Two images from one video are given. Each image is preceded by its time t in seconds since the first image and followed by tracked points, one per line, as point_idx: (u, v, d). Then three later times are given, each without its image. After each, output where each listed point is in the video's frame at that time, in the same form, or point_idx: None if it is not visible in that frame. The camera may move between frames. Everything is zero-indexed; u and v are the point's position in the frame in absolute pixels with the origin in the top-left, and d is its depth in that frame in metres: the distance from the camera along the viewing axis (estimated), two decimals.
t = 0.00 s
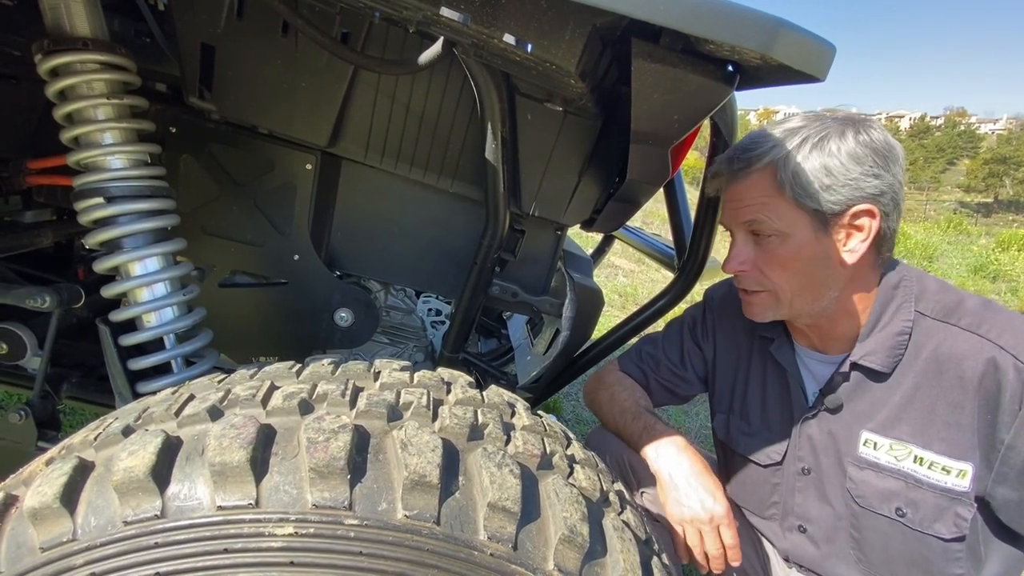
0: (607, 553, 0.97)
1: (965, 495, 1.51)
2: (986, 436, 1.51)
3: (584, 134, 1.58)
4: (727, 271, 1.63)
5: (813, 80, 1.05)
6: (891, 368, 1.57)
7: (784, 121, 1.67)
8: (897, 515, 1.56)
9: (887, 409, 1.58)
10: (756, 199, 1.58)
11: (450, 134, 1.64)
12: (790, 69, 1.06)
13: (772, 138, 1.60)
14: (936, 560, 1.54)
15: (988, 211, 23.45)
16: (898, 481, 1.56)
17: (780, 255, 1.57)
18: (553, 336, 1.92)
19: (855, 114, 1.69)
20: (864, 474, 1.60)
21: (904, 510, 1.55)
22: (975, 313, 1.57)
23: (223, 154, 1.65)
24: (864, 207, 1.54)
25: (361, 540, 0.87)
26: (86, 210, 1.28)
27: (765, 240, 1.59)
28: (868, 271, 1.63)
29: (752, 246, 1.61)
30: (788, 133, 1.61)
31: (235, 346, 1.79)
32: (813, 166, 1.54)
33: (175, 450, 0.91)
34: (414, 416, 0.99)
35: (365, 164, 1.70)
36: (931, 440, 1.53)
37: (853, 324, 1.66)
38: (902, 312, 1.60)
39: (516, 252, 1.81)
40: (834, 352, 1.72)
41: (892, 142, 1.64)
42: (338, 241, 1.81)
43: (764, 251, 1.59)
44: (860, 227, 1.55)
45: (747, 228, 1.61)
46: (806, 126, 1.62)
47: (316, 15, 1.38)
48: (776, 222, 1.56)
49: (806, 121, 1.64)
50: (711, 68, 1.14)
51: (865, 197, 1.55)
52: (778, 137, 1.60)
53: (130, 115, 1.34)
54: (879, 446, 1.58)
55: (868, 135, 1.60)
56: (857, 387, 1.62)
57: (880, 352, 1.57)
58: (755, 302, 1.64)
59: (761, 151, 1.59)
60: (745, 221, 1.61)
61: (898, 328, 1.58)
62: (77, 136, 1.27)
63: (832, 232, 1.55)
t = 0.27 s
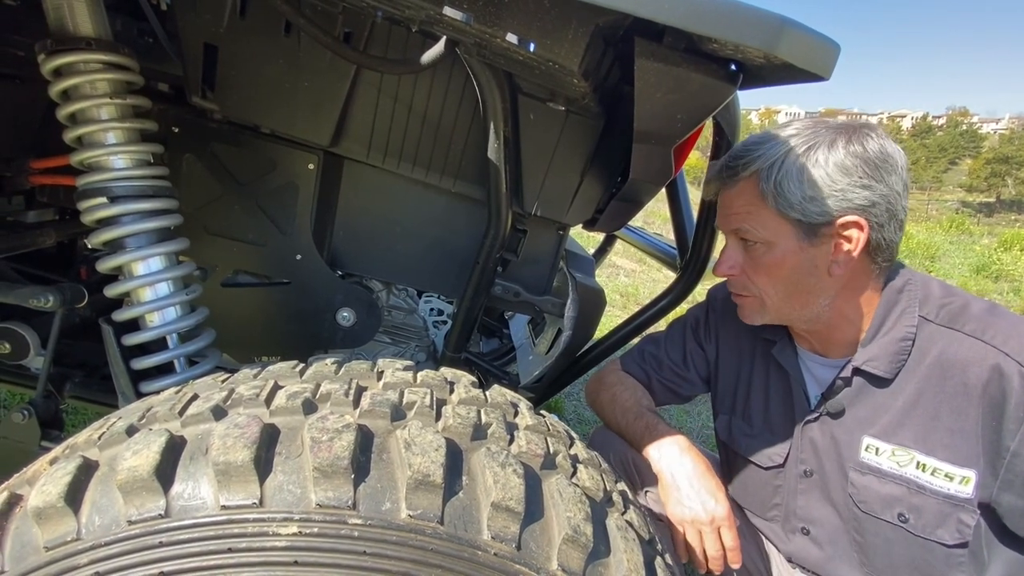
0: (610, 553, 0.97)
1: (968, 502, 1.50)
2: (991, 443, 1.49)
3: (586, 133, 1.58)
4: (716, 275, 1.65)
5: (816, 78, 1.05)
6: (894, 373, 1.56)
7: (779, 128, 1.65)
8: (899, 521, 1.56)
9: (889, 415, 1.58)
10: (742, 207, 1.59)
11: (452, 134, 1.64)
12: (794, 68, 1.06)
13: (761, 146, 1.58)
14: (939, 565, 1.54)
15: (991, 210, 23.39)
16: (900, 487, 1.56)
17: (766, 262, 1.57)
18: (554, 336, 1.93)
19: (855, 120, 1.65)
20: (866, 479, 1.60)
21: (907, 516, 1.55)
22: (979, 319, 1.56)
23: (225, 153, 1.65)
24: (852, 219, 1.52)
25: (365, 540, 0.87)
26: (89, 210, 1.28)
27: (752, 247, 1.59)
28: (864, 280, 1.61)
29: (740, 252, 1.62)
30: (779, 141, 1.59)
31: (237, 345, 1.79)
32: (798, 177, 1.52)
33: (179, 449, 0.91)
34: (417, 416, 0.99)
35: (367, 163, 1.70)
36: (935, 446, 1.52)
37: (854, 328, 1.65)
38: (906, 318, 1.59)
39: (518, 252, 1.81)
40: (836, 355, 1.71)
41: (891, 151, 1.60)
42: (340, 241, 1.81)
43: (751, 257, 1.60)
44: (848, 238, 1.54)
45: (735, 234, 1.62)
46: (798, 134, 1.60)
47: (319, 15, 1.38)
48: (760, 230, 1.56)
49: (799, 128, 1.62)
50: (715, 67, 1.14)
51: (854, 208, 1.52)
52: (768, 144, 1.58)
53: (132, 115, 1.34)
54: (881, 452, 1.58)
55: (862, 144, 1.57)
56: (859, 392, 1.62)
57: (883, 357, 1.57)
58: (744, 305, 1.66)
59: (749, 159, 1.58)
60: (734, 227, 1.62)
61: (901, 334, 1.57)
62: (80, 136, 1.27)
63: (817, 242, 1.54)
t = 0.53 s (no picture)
0: (612, 553, 0.97)
1: (971, 502, 1.51)
2: (996, 443, 1.48)
3: (587, 133, 1.58)
4: (717, 272, 1.66)
5: (818, 77, 1.05)
6: (898, 373, 1.56)
7: (784, 126, 1.64)
8: (902, 522, 1.56)
9: (893, 415, 1.58)
10: (744, 205, 1.59)
11: (453, 133, 1.64)
12: (796, 67, 1.06)
13: (765, 145, 1.59)
14: (942, 565, 1.54)
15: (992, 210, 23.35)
16: (903, 487, 1.56)
17: (767, 261, 1.58)
18: (556, 336, 1.93)
19: (862, 120, 1.63)
20: (869, 479, 1.59)
21: (909, 516, 1.55)
22: (983, 319, 1.55)
23: (226, 153, 1.65)
24: (854, 219, 1.51)
25: (366, 539, 0.87)
26: (90, 210, 1.28)
27: (753, 245, 1.60)
28: (867, 280, 1.60)
29: (741, 249, 1.63)
30: (783, 139, 1.59)
31: (239, 345, 1.79)
32: (800, 175, 1.52)
33: (180, 449, 0.91)
34: (418, 415, 0.99)
35: (368, 163, 1.70)
36: (937, 447, 1.52)
37: (857, 328, 1.65)
38: (910, 317, 1.59)
39: (519, 251, 1.81)
40: (840, 354, 1.71)
41: (896, 151, 1.59)
42: (341, 241, 1.81)
43: (752, 255, 1.60)
44: (849, 238, 1.53)
45: (737, 232, 1.62)
46: (803, 133, 1.59)
47: (320, 14, 1.38)
48: (761, 228, 1.56)
49: (805, 127, 1.61)
50: (716, 66, 1.13)
51: (855, 209, 1.52)
52: (773, 143, 1.59)
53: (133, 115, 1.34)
54: (884, 452, 1.58)
55: (867, 145, 1.56)
56: (862, 392, 1.62)
57: (887, 357, 1.56)
58: (745, 303, 1.67)
59: (753, 157, 1.59)
60: (735, 225, 1.62)
61: (905, 334, 1.57)
62: (81, 136, 1.27)
63: (818, 242, 1.54)
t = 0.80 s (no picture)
0: (612, 551, 0.97)
1: (970, 503, 1.51)
2: (995, 444, 1.48)
3: (588, 134, 1.58)
4: (718, 270, 1.67)
5: (817, 80, 1.06)
6: (899, 373, 1.57)
7: (791, 125, 1.65)
8: (902, 522, 1.57)
9: (893, 415, 1.58)
10: (747, 204, 1.61)
11: (454, 135, 1.65)
12: (794, 69, 1.07)
13: (770, 144, 1.60)
14: (941, 565, 1.54)
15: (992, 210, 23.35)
16: (903, 487, 1.56)
17: (768, 260, 1.59)
18: (556, 336, 1.94)
19: (868, 121, 1.63)
20: (869, 479, 1.60)
21: (909, 516, 1.56)
22: (984, 321, 1.55)
23: (228, 154, 1.66)
24: (856, 220, 1.52)
25: (369, 538, 0.87)
26: (94, 211, 1.29)
27: (755, 244, 1.61)
28: (868, 281, 1.60)
29: (743, 248, 1.64)
30: (788, 139, 1.60)
31: (240, 345, 1.80)
32: (804, 176, 1.53)
33: (185, 448, 0.92)
34: (420, 415, 1.00)
35: (369, 164, 1.71)
36: (937, 447, 1.53)
37: (856, 329, 1.65)
38: (912, 318, 1.59)
39: (520, 252, 1.82)
40: (840, 355, 1.71)
41: (902, 153, 1.59)
42: (342, 241, 1.82)
43: (754, 254, 1.62)
44: (851, 240, 1.54)
45: (740, 231, 1.64)
46: (809, 132, 1.60)
47: (321, 16, 1.39)
48: (763, 227, 1.58)
49: (811, 126, 1.61)
50: (715, 69, 1.14)
51: (858, 211, 1.52)
52: (778, 142, 1.60)
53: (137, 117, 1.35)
54: (884, 452, 1.58)
55: (872, 146, 1.56)
56: (863, 392, 1.63)
57: (887, 357, 1.57)
58: (746, 300, 1.69)
59: (757, 156, 1.60)
60: (738, 223, 1.64)
61: (905, 335, 1.57)
62: (84, 137, 1.28)
63: (820, 242, 1.55)
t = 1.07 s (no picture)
0: (612, 550, 0.98)
1: (975, 502, 1.51)
2: (999, 443, 1.48)
3: (587, 134, 1.59)
4: (719, 267, 1.68)
5: (815, 82, 1.06)
6: (902, 373, 1.57)
7: (797, 125, 1.66)
8: (905, 521, 1.57)
9: (897, 414, 1.59)
10: (750, 202, 1.62)
11: (454, 135, 1.65)
12: (793, 71, 1.07)
13: (775, 144, 1.62)
14: (945, 565, 1.55)
15: (991, 210, 23.38)
16: (907, 487, 1.57)
17: (768, 258, 1.60)
18: (555, 336, 1.94)
19: (875, 124, 1.64)
20: (872, 479, 1.60)
21: (912, 516, 1.56)
22: (988, 320, 1.55)
23: (228, 155, 1.67)
24: (857, 222, 1.52)
25: (371, 537, 0.88)
26: (95, 211, 1.29)
27: (756, 243, 1.63)
28: (869, 283, 1.61)
29: (745, 245, 1.65)
30: (793, 139, 1.61)
31: (240, 346, 1.81)
32: (806, 175, 1.55)
33: (187, 448, 0.92)
34: (421, 415, 1.00)
35: (369, 164, 1.71)
36: (942, 446, 1.53)
37: (858, 329, 1.66)
38: (915, 317, 1.60)
39: (520, 252, 1.82)
40: (846, 353, 1.72)
41: (907, 157, 1.59)
42: (342, 241, 1.82)
43: (755, 253, 1.63)
44: (852, 241, 1.54)
45: (742, 229, 1.65)
46: (815, 133, 1.61)
47: (322, 17, 1.39)
48: (764, 226, 1.59)
49: (817, 127, 1.62)
50: (714, 70, 1.15)
51: (860, 213, 1.53)
52: (783, 143, 1.61)
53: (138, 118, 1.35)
54: (887, 452, 1.59)
55: (877, 149, 1.57)
56: (866, 392, 1.63)
57: (891, 357, 1.58)
58: (746, 298, 1.70)
59: (761, 155, 1.62)
60: (740, 221, 1.65)
61: (910, 335, 1.58)
62: (85, 138, 1.28)
63: (821, 243, 1.55)
